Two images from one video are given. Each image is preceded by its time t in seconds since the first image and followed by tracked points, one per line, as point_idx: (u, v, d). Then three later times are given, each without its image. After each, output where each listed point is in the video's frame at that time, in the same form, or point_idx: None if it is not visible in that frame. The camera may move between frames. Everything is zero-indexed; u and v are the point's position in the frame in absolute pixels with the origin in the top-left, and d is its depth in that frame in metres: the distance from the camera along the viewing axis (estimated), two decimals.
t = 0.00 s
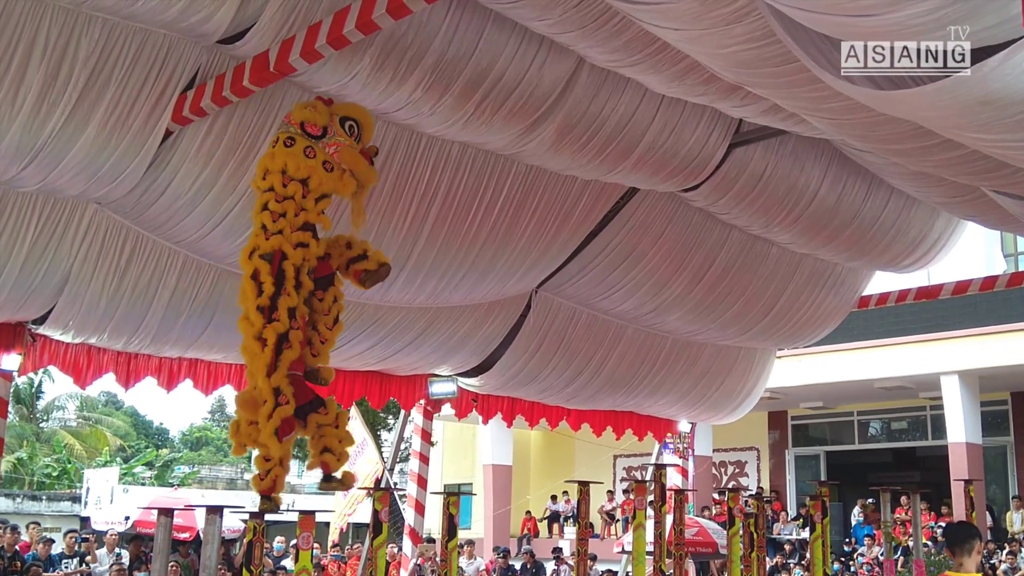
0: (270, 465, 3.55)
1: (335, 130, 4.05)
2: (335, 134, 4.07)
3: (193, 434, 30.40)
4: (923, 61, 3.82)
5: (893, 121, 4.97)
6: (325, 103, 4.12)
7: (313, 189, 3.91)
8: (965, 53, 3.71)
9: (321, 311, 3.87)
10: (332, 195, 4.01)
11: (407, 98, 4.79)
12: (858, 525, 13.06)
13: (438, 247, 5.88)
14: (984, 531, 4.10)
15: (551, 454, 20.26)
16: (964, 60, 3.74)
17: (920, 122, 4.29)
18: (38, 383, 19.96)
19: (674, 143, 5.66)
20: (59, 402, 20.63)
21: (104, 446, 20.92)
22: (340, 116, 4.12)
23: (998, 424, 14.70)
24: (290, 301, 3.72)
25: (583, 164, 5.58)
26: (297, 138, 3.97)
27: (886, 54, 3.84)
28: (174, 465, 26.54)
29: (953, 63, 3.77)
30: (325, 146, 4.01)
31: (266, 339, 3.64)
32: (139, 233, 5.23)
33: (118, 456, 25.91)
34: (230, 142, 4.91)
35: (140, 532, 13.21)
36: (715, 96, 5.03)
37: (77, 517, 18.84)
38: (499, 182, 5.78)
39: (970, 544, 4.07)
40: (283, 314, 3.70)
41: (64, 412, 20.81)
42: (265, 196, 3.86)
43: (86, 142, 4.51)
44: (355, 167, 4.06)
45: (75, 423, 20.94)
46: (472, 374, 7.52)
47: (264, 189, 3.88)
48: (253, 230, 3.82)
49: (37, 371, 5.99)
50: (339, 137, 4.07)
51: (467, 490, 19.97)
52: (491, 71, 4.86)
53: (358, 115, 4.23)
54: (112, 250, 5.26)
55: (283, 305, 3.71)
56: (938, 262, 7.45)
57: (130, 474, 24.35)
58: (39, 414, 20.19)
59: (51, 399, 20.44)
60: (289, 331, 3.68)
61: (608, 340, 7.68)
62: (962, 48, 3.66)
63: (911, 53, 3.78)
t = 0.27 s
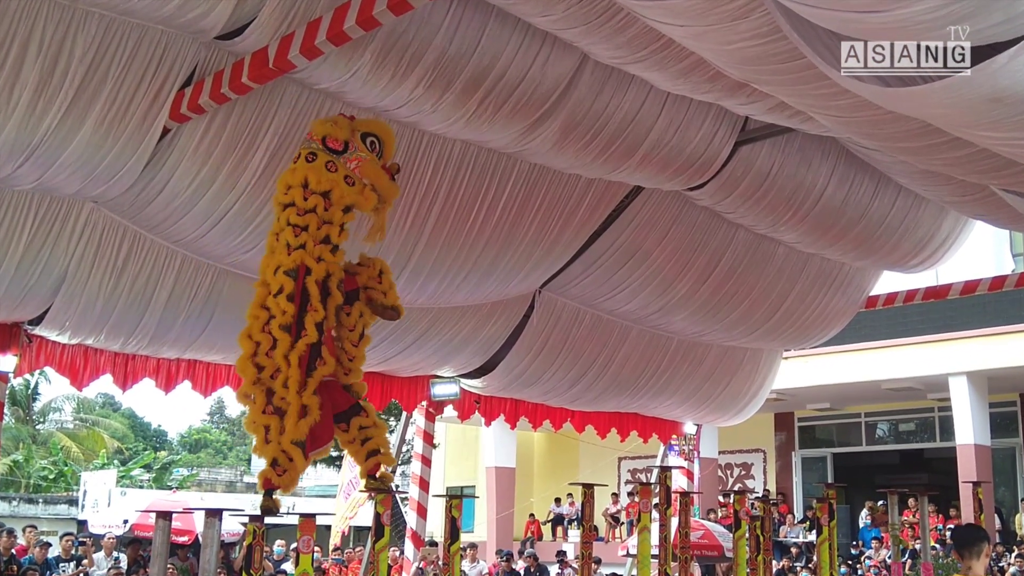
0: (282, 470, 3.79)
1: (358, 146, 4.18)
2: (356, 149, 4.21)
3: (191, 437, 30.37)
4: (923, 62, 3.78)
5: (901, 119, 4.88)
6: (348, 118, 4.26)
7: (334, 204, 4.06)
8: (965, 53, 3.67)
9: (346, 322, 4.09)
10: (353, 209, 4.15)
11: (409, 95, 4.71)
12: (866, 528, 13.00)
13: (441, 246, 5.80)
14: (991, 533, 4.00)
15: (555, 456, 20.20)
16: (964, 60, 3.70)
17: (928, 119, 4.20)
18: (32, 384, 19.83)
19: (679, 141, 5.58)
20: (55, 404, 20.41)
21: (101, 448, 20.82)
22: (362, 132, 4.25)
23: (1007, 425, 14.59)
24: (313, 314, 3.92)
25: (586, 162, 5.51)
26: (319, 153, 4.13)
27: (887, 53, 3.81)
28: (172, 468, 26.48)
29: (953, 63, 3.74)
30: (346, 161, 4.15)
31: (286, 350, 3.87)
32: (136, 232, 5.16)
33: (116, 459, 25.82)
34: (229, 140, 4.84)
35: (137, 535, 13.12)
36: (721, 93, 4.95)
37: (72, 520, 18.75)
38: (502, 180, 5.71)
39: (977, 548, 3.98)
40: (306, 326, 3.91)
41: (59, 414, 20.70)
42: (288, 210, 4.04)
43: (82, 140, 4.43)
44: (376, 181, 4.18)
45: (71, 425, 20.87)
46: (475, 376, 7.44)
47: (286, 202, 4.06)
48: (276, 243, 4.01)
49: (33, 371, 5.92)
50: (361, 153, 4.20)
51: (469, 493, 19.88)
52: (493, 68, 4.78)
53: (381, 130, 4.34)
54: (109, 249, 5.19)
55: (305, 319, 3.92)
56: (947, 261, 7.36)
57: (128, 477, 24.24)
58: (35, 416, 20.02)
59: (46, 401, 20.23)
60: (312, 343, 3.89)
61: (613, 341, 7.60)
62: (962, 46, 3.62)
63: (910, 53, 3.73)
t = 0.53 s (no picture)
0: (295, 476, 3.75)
1: (377, 161, 4.21)
2: (375, 165, 4.23)
3: (188, 435, 30.36)
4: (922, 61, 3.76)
5: (906, 113, 4.79)
6: (369, 135, 4.27)
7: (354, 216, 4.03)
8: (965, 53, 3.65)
9: (363, 333, 3.98)
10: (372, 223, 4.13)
11: (407, 88, 4.64)
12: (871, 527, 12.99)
13: (440, 242, 5.73)
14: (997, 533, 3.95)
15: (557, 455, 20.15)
16: (964, 61, 3.67)
17: (933, 112, 4.12)
18: (28, 382, 19.82)
19: (681, 136, 5.51)
20: (49, 402, 20.51)
21: (96, 447, 20.74)
22: (381, 149, 4.27)
23: (1012, 423, 14.51)
24: (334, 326, 3.88)
25: (588, 157, 5.44)
26: (339, 164, 4.11)
27: (887, 52, 3.78)
28: (168, 467, 26.44)
29: (953, 64, 3.70)
30: (364, 175, 4.17)
31: (308, 360, 3.82)
32: (131, 227, 5.10)
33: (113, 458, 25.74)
34: (225, 134, 4.77)
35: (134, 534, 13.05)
36: (724, 87, 4.87)
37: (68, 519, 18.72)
38: (502, 175, 5.63)
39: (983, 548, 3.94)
40: (328, 337, 3.87)
41: (54, 413, 20.72)
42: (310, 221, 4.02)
43: (76, 135, 4.36)
44: (391, 198, 4.20)
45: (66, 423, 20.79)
46: (474, 373, 7.37)
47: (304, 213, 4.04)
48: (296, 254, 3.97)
49: (27, 369, 5.86)
50: (379, 168, 4.23)
51: (470, 492, 19.83)
52: (493, 61, 4.71)
53: (398, 149, 4.41)
54: (104, 245, 5.13)
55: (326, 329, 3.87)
56: (953, 257, 7.29)
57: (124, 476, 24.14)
58: (29, 415, 20.04)
59: (40, 401, 20.27)
60: (335, 354, 3.85)
61: (615, 338, 7.53)
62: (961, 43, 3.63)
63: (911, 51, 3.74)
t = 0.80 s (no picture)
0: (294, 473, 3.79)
1: (393, 160, 4.35)
2: (391, 164, 4.37)
3: (183, 433, 30.30)
4: (923, 62, 3.84)
5: (910, 106, 4.71)
6: (386, 133, 4.40)
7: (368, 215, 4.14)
8: (966, 52, 3.76)
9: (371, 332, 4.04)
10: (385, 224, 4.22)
11: (406, 81, 4.58)
12: (874, 524, 12.94)
13: (439, 237, 5.66)
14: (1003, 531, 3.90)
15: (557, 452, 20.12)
16: (964, 60, 3.77)
17: (939, 104, 4.05)
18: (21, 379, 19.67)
19: (683, 130, 5.44)
20: (44, 399, 20.30)
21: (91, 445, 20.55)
22: (397, 148, 4.40)
23: (1015, 420, 14.46)
24: (346, 320, 3.95)
25: (588, 152, 5.37)
26: (356, 163, 4.24)
27: (888, 52, 3.84)
28: (163, 465, 26.31)
29: (953, 64, 3.80)
30: (380, 173, 4.30)
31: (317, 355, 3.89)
32: (125, 222, 5.04)
33: (107, 456, 25.66)
34: (220, 128, 4.71)
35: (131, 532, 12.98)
36: (726, 80, 4.80)
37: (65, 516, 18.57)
38: (502, 169, 5.57)
39: (989, 546, 3.89)
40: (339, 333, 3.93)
41: (48, 410, 20.55)
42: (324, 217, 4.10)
43: (69, 128, 4.29)
44: (406, 197, 4.29)
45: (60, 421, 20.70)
46: (474, 370, 7.31)
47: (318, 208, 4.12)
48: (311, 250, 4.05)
49: (20, 366, 5.79)
50: (395, 167, 4.37)
51: (469, 490, 19.78)
52: (492, 54, 4.64)
53: (412, 149, 4.55)
54: (98, 240, 5.07)
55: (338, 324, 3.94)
56: (957, 252, 7.22)
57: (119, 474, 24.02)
58: (23, 412, 19.80)
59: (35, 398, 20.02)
60: (348, 350, 3.91)
61: (615, 334, 7.47)
62: (963, 41, 3.75)
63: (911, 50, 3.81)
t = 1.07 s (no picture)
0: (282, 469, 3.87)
1: (394, 155, 4.28)
2: (392, 159, 4.32)
3: (178, 429, 30.28)
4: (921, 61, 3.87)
5: (911, 97, 4.63)
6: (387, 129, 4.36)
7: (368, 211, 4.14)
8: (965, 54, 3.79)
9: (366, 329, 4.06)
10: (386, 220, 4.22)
11: (402, 73, 4.52)
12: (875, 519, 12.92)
13: (436, 231, 5.61)
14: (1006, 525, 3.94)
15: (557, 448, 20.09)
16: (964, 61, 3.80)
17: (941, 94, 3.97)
18: (14, 374, 19.53)
19: (683, 121, 5.38)
20: (37, 396, 19.94)
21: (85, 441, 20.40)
22: (398, 144, 4.34)
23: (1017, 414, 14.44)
24: (342, 315, 3.97)
25: (587, 144, 5.31)
26: (356, 157, 4.21)
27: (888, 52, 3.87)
28: (159, 460, 26.27)
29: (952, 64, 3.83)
30: (380, 169, 4.26)
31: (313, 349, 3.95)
32: (119, 215, 4.98)
33: (103, 452, 25.64)
34: (215, 119, 4.66)
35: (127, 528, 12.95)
36: (726, 72, 4.73)
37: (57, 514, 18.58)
38: (500, 162, 5.52)
39: (992, 540, 3.92)
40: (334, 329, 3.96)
41: (42, 406, 20.21)
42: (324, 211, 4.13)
43: (61, 120, 4.23)
44: (406, 193, 4.26)
45: (54, 417, 20.39)
46: (472, 365, 7.26)
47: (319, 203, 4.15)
48: (311, 244, 4.09)
49: (13, 361, 5.75)
50: (396, 163, 4.30)
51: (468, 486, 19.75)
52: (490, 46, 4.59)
53: (415, 143, 4.49)
54: (91, 233, 5.01)
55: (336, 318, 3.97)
56: (959, 245, 7.17)
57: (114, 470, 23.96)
58: (16, 409, 19.64)
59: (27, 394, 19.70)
60: (344, 347, 3.95)
61: (615, 329, 7.42)
62: (963, 28, 3.82)
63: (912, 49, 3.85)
